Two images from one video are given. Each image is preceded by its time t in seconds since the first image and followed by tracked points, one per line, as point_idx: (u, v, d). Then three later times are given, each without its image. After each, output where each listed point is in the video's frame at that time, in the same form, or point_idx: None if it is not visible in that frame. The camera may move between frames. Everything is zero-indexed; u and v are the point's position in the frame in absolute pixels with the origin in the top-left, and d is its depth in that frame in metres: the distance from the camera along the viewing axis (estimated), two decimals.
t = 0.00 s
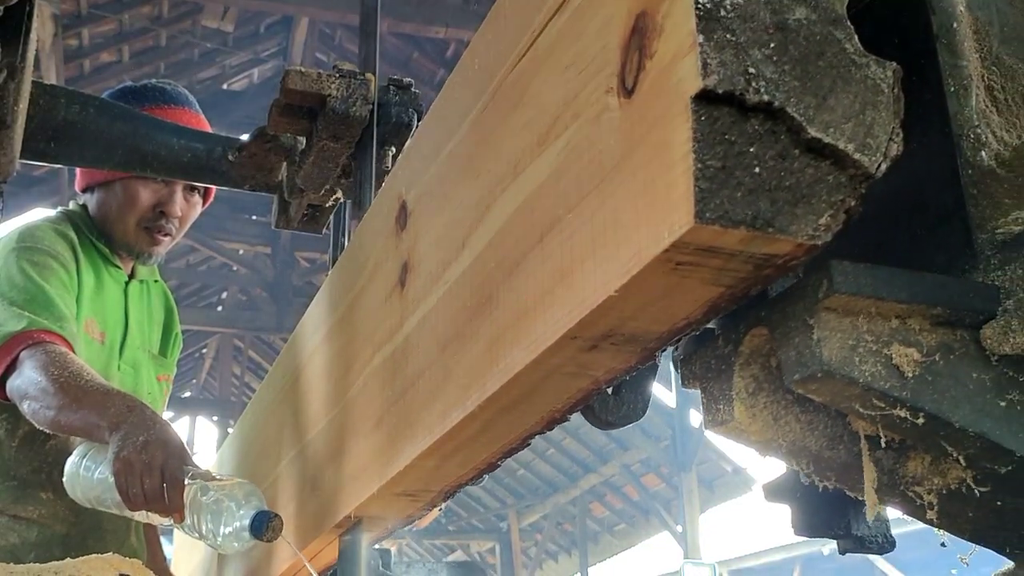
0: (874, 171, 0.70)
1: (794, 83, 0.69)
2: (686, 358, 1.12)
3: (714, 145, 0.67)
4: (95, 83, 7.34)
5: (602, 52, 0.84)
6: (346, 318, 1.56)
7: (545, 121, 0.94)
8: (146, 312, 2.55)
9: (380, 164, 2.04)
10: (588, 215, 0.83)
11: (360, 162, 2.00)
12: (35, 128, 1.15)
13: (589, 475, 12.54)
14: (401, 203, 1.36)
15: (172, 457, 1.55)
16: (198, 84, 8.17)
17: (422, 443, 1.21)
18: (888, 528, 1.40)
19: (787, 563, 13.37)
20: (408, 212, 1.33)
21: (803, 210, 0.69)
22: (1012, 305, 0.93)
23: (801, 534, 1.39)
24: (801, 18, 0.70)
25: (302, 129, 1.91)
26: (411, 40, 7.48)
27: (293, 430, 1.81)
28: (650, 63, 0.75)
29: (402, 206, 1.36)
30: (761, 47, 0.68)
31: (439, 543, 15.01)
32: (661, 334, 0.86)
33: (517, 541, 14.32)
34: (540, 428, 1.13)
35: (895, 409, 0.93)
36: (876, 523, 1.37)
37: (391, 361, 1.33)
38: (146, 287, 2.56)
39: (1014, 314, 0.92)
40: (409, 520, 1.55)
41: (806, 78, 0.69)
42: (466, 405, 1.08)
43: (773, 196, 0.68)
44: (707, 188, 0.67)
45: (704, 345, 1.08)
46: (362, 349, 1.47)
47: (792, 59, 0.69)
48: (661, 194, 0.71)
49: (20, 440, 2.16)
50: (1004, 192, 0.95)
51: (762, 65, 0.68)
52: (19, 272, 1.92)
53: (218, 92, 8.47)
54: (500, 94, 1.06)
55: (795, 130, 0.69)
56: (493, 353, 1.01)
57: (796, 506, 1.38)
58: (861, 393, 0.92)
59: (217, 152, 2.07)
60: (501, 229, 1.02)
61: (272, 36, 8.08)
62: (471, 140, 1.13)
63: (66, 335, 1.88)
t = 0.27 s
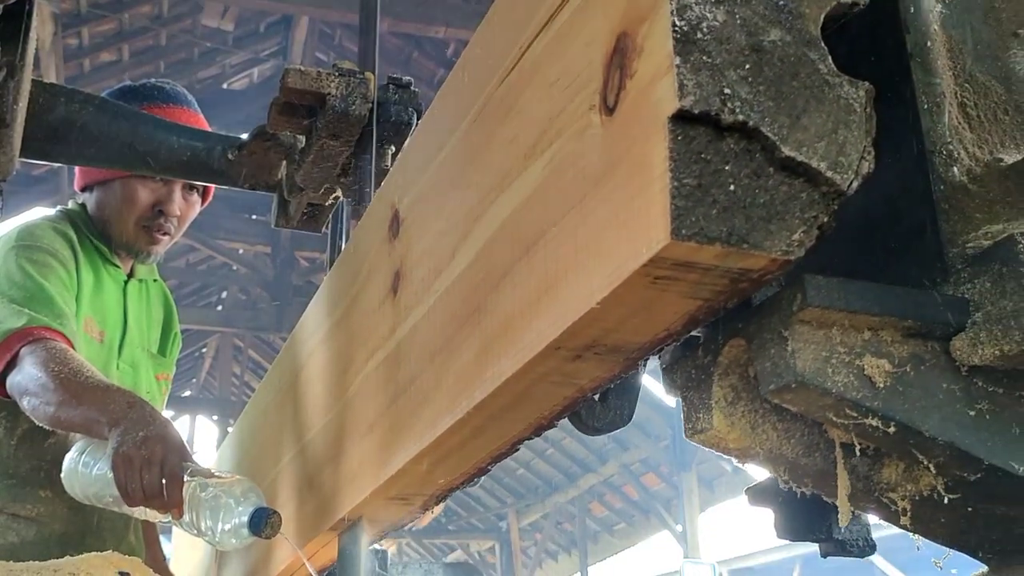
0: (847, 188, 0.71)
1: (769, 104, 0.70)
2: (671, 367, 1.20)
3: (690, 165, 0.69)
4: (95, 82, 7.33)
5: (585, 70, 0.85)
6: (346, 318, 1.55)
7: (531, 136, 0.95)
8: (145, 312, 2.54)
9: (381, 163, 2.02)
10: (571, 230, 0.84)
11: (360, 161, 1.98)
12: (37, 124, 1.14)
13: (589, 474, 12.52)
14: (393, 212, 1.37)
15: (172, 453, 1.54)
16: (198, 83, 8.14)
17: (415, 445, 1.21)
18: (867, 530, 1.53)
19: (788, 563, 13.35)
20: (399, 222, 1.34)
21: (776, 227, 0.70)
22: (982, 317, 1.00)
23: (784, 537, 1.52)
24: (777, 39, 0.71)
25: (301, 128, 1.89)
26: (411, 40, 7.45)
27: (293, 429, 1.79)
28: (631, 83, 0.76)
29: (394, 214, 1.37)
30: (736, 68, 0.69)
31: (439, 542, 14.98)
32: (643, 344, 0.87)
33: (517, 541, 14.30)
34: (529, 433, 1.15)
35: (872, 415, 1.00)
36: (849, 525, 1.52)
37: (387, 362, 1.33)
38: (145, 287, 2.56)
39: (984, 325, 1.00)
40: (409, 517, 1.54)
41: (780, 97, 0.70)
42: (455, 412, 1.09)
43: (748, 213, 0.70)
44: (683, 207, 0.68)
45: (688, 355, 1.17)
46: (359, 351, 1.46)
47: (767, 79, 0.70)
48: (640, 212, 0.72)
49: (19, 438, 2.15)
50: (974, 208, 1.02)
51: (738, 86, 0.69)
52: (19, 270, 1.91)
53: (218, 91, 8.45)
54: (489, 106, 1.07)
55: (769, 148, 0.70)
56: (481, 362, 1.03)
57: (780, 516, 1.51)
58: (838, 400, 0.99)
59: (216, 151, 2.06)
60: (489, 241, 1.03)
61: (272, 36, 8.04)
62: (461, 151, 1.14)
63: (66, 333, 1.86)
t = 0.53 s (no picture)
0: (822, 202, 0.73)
1: (745, 120, 0.72)
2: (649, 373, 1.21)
3: (668, 179, 0.71)
4: (95, 81, 7.30)
5: (571, 82, 0.86)
6: (346, 316, 1.52)
7: (519, 145, 0.96)
8: (143, 311, 2.51)
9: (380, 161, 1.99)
10: (557, 239, 0.86)
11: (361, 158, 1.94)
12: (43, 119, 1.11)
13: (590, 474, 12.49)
14: (386, 219, 1.38)
15: (172, 448, 1.51)
16: (197, 81, 8.08)
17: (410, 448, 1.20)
18: (847, 532, 1.55)
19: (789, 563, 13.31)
20: (392, 229, 1.35)
21: (753, 240, 0.72)
22: (952, 327, 1.00)
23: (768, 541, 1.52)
24: (753, 57, 0.73)
25: (300, 125, 1.85)
26: (412, 38, 7.40)
27: (292, 427, 1.75)
28: (613, 98, 0.78)
29: (387, 221, 1.37)
30: (714, 84, 0.71)
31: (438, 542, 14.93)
32: (624, 353, 0.89)
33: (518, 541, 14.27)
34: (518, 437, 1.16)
35: (843, 425, 1.01)
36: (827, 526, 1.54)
37: (385, 365, 1.32)
38: (143, 285, 2.53)
39: (955, 334, 1.00)
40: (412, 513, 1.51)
41: (756, 113, 0.72)
42: (444, 418, 1.10)
43: (724, 227, 0.71)
44: (662, 220, 0.70)
45: (671, 360, 1.18)
46: (357, 350, 1.44)
47: (744, 95, 0.72)
48: (619, 225, 0.74)
49: (18, 436, 2.13)
50: (948, 219, 1.05)
51: (715, 103, 0.71)
52: (17, 267, 1.88)
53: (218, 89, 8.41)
54: (479, 115, 1.09)
55: (745, 163, 0.72)
56: (467, 370, 1.04)
57: (762, 518, 1.52)
58: (811, 409, 1.00)
59: (215, 148, 2.02)
60: (478, 248, 1.04)
61: (273, 34, 7.98)
62: (452, 159, 1.16)
63: (67, 329, 1.83)
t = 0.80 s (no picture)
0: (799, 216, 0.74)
1: (723, 136, 0.73)
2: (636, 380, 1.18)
3: (650, 195, 0.72)
4: (96, 80, 7.31)
5: (559, 95, 0.88)
6: (346, 317, 1.51)
7: (509, 156, 0.98)
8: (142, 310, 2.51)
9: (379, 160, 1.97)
10: (544, 250, 0.88)
11: (361, 157, 1.94)
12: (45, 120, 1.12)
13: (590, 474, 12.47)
14: (381, 225, 1.39)
15: (173, 446, 1.52)
16: (197, 81, 8.06)
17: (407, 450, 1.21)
18: (834, 535, 1.55)
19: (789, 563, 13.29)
20: (386, 236, 1.36)
21: (732, 254, 0.73)
22: (928, 337, 0.99)
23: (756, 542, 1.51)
24: (733, 74, 0.75)
25: (301, 123, 1.85)
26: (412, 38, 7.39)
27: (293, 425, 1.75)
28: (597, 113, 0.79)
29: (381, 227, 1.38)
30: (694, 101, 0.72)
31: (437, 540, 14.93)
32: (608, 364, 0.91)
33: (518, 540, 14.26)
34: (508, 442, 1.19)
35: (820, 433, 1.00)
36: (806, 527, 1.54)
37: (381, 369, 1.33)
38: (141, 284, 2.52)
39: (931, 344, 0.99)
40: (412, 510, 1.51)
41: (735, 129, 0.73)
42: (438, 423, 1.11)
43: (705, 241, 0.72)
44: (643, 234, 0.71)
45: (657, 368, 1.16)
46: (355, 351, 1.45)
47: (725, 112, 0.73)
48: (602, 239, 0.75)
49: (18, 435, 2.13)
50: (925, 232, 1.04)
51: (696, 120, 0.72)
52: (17, 266, 1.88)
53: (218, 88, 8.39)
54: (471, 124, 1.10)
55: (725, 179, 0.74)
56: (459, 377, 1.06)
57: (747, 520, 1.53)
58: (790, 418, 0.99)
59: (215, 147, 2.02)
60: (468, 258, 1.06)
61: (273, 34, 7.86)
62: (445, 167, 1.16)
63: (67, 328, 1.83)
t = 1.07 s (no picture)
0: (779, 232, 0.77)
1: (705, 155, 0.76)
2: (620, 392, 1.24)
3: (634, 212, 0.75)
4: (96, 80, 7.30)
5: (548, 110, 0.90)
6: (344, 321, 1.52)
7: (499, 169, 1.00)
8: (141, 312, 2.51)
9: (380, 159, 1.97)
10: (533, 262, 0.90)
11: (362, 157, 1.93)
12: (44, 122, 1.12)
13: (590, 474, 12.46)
14: (375, 234, 1.41)
15: (173, 447, 1.52)
16: (197, 80, 8.05)
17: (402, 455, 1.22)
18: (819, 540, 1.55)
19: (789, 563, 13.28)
20: (380, 245, 1.37)
21: (714, 268, 0.76)
22: (905, 349, 1.04)
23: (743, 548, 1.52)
24: (715, 94, 0.78)
25: (301, 123, 1.84)
26: (412, 38, 7.38)
27: (292, 426, 1.76)
28: (584, 130, 0.81)
29: (376, 236, 1.40)
30: (677, 119, 0.76)
31: (437, 540, 14.93)
32: (596, 373, 0.93)
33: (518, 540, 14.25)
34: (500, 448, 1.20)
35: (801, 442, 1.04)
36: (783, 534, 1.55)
37: (376, 375, 1.34)
38: (140, 284, 2.52)
39: (907, 356, 1.04)
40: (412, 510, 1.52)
41: (716, 148, 0.77)
42: (432, 430, 1.12)
43: (687, 256, 0.76)
44: (627, 250, 0.74)
45: (644, 379, 1.21)
46: (352, 356, 1.46)
47: (707, 130, 0.77)
48: (589, 252, 0.78)
49: (18, 435, 2.13)
50: (905, 245, 1.08)
51: (679, 138, 0.75)
52: (17, 267, 1.88)
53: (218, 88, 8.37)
54: (463, 136, 1.11)
55: (707, 196, 0.77)
56: (451, 385, 1.07)
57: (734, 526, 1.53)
58: (776, 427, 1.03)
59: (215, 147, 2.02)
60: (460, 268, 1.08)
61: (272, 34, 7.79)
62: (438, 177, 1.18)
63: (67, 328, 1.83)
